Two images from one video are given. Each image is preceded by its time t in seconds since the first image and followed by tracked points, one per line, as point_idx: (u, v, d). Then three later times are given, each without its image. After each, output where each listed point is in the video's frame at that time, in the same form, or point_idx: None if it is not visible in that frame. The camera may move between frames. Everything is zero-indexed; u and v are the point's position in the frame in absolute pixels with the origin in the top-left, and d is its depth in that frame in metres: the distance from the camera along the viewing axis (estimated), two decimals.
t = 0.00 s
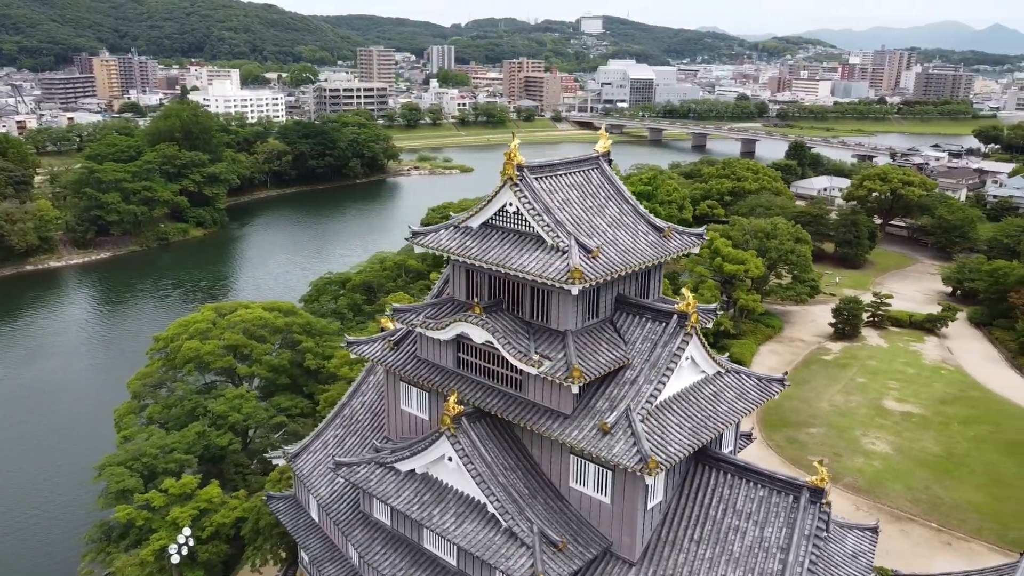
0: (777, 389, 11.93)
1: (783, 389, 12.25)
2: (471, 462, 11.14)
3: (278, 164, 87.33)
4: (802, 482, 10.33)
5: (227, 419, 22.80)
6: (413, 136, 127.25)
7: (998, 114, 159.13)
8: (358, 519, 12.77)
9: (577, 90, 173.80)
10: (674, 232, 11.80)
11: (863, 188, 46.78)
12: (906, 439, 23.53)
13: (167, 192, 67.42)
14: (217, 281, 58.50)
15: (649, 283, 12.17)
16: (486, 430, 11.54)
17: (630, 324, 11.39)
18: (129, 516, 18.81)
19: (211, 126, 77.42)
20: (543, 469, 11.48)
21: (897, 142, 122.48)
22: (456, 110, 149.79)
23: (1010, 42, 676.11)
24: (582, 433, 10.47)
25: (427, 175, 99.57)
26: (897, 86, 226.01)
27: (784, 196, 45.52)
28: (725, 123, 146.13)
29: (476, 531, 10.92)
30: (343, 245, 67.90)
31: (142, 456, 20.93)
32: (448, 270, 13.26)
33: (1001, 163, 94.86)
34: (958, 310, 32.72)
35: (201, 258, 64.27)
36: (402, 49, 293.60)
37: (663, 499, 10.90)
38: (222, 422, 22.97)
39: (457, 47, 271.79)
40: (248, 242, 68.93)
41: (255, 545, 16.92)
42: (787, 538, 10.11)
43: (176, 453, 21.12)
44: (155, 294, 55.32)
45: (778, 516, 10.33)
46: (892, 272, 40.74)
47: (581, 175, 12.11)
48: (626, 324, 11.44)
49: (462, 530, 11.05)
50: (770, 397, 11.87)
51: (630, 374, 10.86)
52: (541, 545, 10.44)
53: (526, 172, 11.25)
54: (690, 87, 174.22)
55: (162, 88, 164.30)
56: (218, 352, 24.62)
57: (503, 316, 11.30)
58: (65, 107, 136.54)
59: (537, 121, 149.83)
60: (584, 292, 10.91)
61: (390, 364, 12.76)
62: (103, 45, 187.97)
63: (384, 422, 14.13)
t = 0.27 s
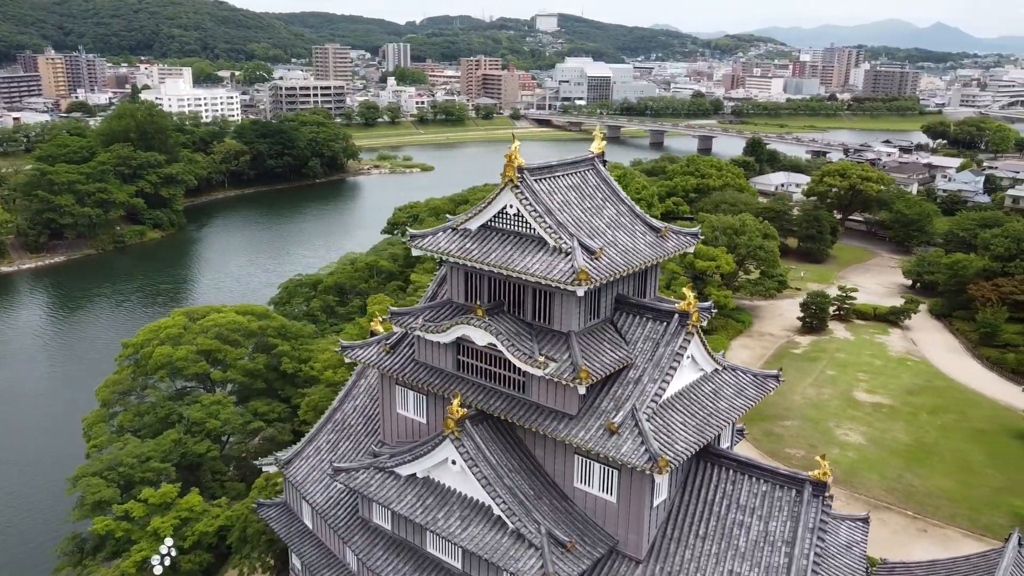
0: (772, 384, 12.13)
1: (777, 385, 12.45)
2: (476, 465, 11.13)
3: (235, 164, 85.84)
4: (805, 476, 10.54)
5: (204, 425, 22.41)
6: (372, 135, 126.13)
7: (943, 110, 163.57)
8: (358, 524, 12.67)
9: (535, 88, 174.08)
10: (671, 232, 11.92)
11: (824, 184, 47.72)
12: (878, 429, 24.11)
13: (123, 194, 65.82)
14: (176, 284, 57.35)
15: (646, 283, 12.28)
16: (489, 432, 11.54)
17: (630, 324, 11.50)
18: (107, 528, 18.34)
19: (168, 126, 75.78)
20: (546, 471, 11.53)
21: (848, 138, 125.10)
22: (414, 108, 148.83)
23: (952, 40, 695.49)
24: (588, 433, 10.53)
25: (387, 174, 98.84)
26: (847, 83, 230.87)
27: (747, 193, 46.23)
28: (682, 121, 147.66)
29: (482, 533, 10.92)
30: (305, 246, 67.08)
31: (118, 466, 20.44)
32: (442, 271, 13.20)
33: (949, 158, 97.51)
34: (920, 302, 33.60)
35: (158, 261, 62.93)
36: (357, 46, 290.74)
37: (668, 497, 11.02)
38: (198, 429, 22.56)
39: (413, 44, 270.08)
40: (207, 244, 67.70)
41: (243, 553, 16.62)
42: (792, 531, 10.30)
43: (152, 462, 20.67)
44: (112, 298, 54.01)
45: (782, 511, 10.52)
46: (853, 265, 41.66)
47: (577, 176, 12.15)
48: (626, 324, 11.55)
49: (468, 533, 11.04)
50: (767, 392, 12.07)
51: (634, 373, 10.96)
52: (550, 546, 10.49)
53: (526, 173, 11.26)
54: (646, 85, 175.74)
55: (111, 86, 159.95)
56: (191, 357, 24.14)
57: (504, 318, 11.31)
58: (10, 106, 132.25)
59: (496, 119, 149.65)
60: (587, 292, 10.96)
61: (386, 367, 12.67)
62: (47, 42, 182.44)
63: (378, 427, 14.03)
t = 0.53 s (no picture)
0: (768, 379, 12.33)
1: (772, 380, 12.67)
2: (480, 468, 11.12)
3: (191, 165, 84.16)
4: (806, 470, 10.73)
5: (180, 432, 21.99)
6: (329, 134, 124.78)
7: (891, 106, 167.50)
8: (357, 530, 12.57)
9: (492, 85, 173.86)
10: (667, 232, 12.04)
11: (785, 179, 48.52)
12: (850, 420, 24.68)
13: (76, 197, 64.12)
14: (133, 288, 56.10)
15: (642, 283, 12.39)
16: (492, 435, 11.54)
17: (631, 324, 11.59)
18: (85, 540, 17.87)
19: (121, 126, 73.99)
20: (550, 472, 11.56)
21: (802, 134, 127.32)
22: (372, 107, 147.48)
23: (896, 37, 712.87)
24: (594, 433, 10.59)
25: (347, 173, 97.83)
26: (798, 79, 235.15)
27: (711, 189, 46.87)
28: (639, 118, 148.89)
29: (489, 535, 10.91)
30: (264, 248, 66.06)
31: (94, 476, 19.93)
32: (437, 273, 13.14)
33: (899, 153, 99.94)
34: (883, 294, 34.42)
35: (114, 265, 61.45)
36: (310, 44, 287.10)
37: (673, 493, 11.15)
38: (174, 436, 22.11)
39: (367, 41, 267.67)
40: (165, 247, 66.34)
41: (231, 563, 16.35)
42: (796, 525, 10.50)
43: (129, 471, 20.22)
44: (67, 304, 52.61)
45: (785, 504, 10.72)
46: (816, 259, 42.51)
47: (574, 177, 12.20)
48: (626, 323, 11.64)
49: (475, 536, 11.02)
50: (763, 387, 12.28)
51: (636, 372, 11.05)
52: (558, 547, 10.52)
53: (526, 175, 11.28)
54: (602, 82, 176.85)
55: (57, 85, 155.05)
56: (163, 363, 23.59)
57: (506, 320, 11.32)
58: None
59: (454, 117, 149.11)
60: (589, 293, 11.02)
61: (383, 371, 12.58)
62: None
63: (372, 431, 13.92)
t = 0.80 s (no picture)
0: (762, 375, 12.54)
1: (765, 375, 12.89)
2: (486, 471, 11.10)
3: (146, 166, 82.31)
4: (807, 464, 10.94)
5: (157, 441, 21.53)
6: (286, 133, 123.17)
7: (840, 103, 171.32)
8: (357, 537, 12.47)
9: (450, 83, 173.31)
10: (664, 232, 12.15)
11: (747, 176, 49.30)
12: (823, 412, 25.22)
13: (27, 200, 62.23)
14: (89, 293, 54.72)
15: (639, 282, 12.49)
16: (495, 437, 11.53)
17: (631, 324, 11.69)
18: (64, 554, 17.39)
19: (73, 127, 72.02)
20: (553, 473, 11.61)
21: (756, 130, 129.46)
22: (328, 106, 145.93)
23: (841, 35, 728.61)
24: (601, 433, 10.65)
25: (305, 173, 96.66)
26: (750, 77, 238.98)
27: (675, 186, 47.42)
28: (596, 115, 149.87)
29: (496, 538, 10.91)
30: (224, 251, 64.96)
31: (69, 488, 19.40)
32: (432, 276, 13.08)
33: (851, 149, 102.28)
34: (847, 288, 35.19)
35: (67, 270, 59.80)
36: (262, 42, 282.81)
37: (676, 491, 11.28)
38: (150, 445, 21.63)
39: (320, 39, 264.64)
40: (120, 250, 64.80)
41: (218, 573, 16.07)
42: (799, 517, 10.70)
43: (106, 482, 19.74)
44: (21, 311, 51.08)
45: (787, 498, 10.92)
46: (779, 254, 43.32)
47: (569, 178, 12.24)
48: (625, 323, 11.73)
49: (482, 539, 11.00)
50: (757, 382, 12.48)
51: (639, 372, 11.14)
52: (567, 547, 10.56)
53: (526, 177, 11.29)
54: (559, 80, 177.60)
55: None
56: (135, 370, 23.03)
57: (508, 322, 11.33)
58: None
59: (412, 115, 148.35)
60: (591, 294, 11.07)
61: (380, 376, 12.49)
62: None
63: (366, 436, 13.82)
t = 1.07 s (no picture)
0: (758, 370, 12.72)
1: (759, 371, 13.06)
2: (493, 473, 11.05)
3: (99, 168, 80.33)
4: (807, 458, 11.14)
5: (133, 450, 21.03)
6: (242, 133, 121.24)
7: (792, 100, 174.48)
8: (358, 543, 12.37)
9: (407, 82, 172.27)
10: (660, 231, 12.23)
11: (711, 174, 49.94)
12: (798, 405, 25.69)
13: None
14: (44, 300, 53.18)
15: (635, 282, 12.56)
16: (499, 440, 11.52)
17: (631, 324, 11.77)
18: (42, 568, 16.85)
19: (22, 129, 69.91)
20: (558, 473, 11.66)
21: (712, 128, 131.19)
22: (285, 105, 144.01)
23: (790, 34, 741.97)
24: (607, 434, 10.71)
25: (264, 174, 95.23)
26: (704, 75, 241.90)
27: (642, 184, 47.86)
28: (555, 114, 150.34)
29: (504, 542, 10.90)
30: (183, 254, 63.71)
31: (43, 502, 18.83)
32: (426, 279, 13.01)
33: (806, 145, 104.25)
34: (813, 282, 35.88)
35: (19, 276, 58.04)
36: (213, 40, 277.76)
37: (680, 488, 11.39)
38: (125, 455, 21.10)
39: (273, 38, 260.87)
40: (74, 255, 63.12)
41: None
42: (801, 511, 10.90)
43: (83, 494, 19.22)
44: None
45: (789, 492, 11.11)
46: (745, 250, 43.99)
47: (567, 179, 12.28)
48: (625, 324, 11.81)
49: (491, 544, 10.96)
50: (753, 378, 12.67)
51: (641, 371, 11.22)
52: (575, 548, 10.60)
53: (526, 179, 11.30)
54: (517, 79, 177.76)
55: None
56: (106, 379, 22.44)
57: (511, 323, 11.34)
58: None
59: (370, 115, 147.16)
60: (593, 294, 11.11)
61: (380, 380, 12.38)
62: None
63: (362, 442, 13.70)
